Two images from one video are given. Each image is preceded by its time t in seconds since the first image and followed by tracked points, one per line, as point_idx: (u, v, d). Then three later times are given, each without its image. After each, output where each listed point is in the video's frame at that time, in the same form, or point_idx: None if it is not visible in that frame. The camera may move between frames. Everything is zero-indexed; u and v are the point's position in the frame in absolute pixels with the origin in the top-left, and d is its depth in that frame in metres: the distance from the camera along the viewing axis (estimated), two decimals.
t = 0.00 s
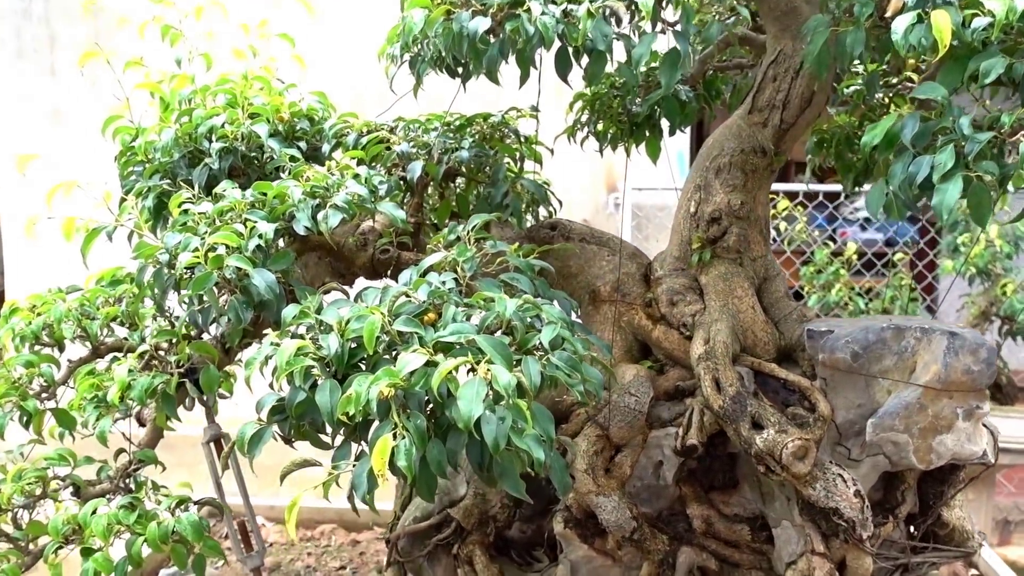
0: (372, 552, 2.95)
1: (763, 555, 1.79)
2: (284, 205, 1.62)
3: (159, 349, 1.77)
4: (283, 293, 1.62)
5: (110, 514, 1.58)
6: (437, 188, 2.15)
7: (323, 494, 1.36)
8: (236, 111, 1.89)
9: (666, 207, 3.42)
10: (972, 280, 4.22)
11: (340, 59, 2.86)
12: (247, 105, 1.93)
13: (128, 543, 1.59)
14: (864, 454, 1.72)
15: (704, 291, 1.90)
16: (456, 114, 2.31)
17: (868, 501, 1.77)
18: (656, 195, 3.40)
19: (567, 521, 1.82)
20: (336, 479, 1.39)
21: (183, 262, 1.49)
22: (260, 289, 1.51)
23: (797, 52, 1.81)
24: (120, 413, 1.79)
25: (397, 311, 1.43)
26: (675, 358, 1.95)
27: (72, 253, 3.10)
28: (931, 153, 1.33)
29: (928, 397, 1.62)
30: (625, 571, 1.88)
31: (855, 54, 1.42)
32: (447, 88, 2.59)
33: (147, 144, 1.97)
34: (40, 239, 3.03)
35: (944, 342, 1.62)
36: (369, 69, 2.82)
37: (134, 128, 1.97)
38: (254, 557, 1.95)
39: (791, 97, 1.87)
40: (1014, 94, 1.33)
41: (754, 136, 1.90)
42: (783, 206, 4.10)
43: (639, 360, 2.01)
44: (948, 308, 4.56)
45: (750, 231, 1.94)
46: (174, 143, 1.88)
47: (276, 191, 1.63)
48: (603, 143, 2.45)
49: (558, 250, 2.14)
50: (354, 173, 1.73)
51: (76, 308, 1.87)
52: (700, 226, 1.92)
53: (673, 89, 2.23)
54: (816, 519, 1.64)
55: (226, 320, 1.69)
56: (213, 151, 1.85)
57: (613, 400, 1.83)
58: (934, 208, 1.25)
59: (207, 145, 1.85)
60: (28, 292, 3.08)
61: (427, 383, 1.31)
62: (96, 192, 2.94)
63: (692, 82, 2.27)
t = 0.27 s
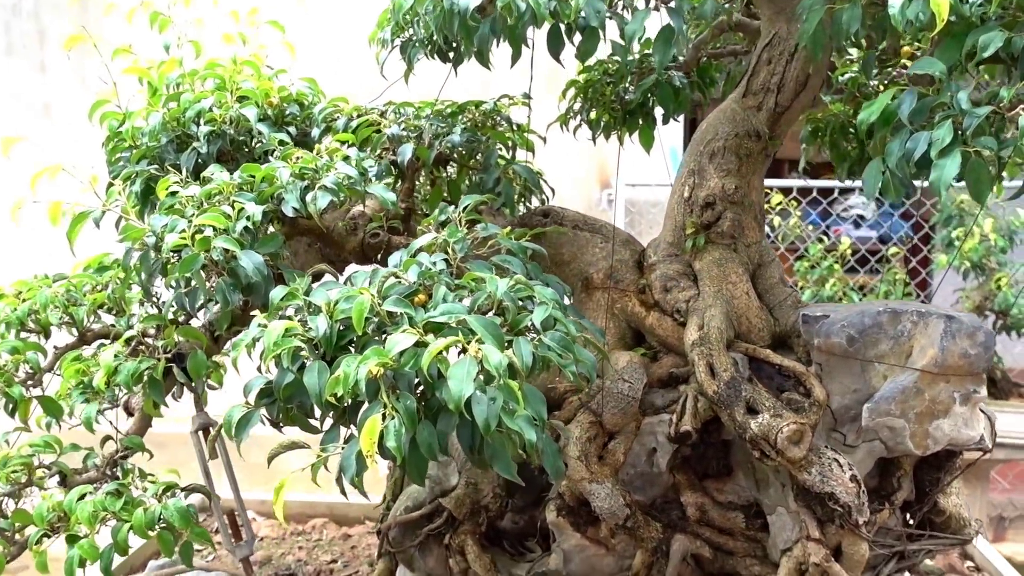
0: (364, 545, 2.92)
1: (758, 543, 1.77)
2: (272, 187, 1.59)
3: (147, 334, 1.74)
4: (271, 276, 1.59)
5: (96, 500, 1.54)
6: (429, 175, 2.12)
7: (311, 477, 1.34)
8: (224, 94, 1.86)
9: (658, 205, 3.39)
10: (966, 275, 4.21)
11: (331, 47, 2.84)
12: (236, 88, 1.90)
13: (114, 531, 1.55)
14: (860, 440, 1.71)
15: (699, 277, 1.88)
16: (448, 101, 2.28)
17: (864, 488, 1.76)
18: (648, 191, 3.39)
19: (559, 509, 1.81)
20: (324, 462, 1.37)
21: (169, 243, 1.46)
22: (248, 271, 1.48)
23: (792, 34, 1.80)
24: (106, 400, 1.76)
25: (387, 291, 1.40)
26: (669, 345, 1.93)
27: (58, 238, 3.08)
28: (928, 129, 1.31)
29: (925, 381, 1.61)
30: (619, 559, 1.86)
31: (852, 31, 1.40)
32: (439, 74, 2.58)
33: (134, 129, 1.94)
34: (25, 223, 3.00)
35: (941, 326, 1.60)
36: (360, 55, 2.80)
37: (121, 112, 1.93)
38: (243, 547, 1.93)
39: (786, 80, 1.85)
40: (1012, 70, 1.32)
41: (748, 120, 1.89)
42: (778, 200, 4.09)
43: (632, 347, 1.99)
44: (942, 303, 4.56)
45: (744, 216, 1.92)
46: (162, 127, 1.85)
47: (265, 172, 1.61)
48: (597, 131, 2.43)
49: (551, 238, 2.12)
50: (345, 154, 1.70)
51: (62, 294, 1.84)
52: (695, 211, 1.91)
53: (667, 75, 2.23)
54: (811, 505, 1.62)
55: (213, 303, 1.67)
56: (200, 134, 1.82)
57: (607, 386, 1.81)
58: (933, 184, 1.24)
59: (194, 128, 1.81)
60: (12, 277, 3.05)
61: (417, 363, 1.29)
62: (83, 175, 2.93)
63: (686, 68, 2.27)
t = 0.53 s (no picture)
0: (354, 539, 2.89)
1: (748, 532, 1.73)
2: (248, 167, 1.56)
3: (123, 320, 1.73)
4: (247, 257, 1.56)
5: (67, 489, 1.53)
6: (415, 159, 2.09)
7: (284, 462, 1.32)
8: (202, 74, 1.85)
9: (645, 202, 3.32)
10: (966, 267, 4.17)
11: (317, 31, 2.82)
12: (216, 69, 1.89)
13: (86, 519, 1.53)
14: (851, 425, 1.67)
15: (688, 261, 1.85)
16: (434, 85, 2.25)
17: (856, 475, 1.72)
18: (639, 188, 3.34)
19: (546, 497, 1.77)
20: (298, 446, 1.34)
21: (141, 222, 1.44)
22: (222, 252, 1.46)
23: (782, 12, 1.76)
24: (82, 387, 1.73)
25: (364, 271, 1.37)
26: (658, 331, 1.90)
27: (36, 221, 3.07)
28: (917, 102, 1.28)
29: (917, 364, 1.57)
30: (607, 549, 1.82)
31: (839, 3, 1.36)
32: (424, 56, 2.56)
33: (112, 111, 1.91)
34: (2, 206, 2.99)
35: (933, 308, 1.56)
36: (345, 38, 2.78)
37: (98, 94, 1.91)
38: (224, 537, 1.89)
39: (777, 59, 1.82)
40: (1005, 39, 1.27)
41: (738, 101, 1.86)
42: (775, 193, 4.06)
43: (621, 334, 1.95)
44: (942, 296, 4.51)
45: (735, 199, 1.89)
46: (139, 109, 1.82)
47: (241, 152, 1.59)
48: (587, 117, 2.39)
49: (538, 223, 2.08)
50: (324, 135, 1.67)
51: (37, 279, 1.81)
52: (684, 194, 1.88)
53: (657, 58, 2.22)
54: (802, 491, 1.57)
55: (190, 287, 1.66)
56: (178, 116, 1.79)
57: (593, 372, 1.78)
58: (920, 157, 1.21)
59: (171, 109, 1.79)
60: None
61: (391, 343, 1.25)
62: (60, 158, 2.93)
63: (675, 52, 2.26)
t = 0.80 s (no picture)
0: (338, 534, 2.83)
1: (737, 524, 1.69)
2: (216, 146, 1.50)
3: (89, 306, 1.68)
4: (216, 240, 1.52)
5: (28, 481, 1.47)
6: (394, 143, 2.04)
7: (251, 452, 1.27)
8: (172, 54, 1.79)
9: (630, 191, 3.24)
10: (958, 258, 4.14)
11: (295, 14, 2.77)
12: (187, 48, 1.84)
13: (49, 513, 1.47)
14: (842, 414, 1.62)
15: (675, 246, 1.80)
16: (415, 68, 2.20)
17: (847, 465, 1.67)
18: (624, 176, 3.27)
19: (529, 489, 1.71)
20: (266, 435, 1.29)
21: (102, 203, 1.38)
22: (187, 234, 1.40)
23: None
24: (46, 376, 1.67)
25: (335, 253, 1.32)
26: (644, 319, 1.85)
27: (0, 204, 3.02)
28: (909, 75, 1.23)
29: (909, 350, 1.52)
30: (592, 543, 1.77)
31: None
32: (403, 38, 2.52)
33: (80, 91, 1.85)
34: None
35: (926, 293, 1.52)
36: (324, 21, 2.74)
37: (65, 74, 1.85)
38: (197, 532, 1.84)
39: (765, 38, 1.78)
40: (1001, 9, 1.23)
41: (725, 82, 1.81)
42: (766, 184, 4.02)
43: (607, 322, 1.90)
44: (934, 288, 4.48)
45: (722, 182, 1.84)
46: (107, 90, 1.77)
47: (210, 131, 1.53)
48: (573, 102, 2.34)
49: (521, 209, 2.03)
50: (297, 114, 1.61)
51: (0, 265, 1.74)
52: (670, 177, 1.83)
53: (644, 41, 2.18)
54: (791, 482, 1.52)
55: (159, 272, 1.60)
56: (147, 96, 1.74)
57: (577, 360, 1.73)
58: (911, 132, 1.17)
59: (139, 88, 1.73)
60: None
61: (362, 327, 1.20)
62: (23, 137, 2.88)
63: (663, 34, 2.21)
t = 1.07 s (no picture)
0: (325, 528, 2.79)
1: (729, 516, 1.64)
2: (191, 127, 1.46)
3: (64, 292, 1.63)
4: (191, 224, 1.47)
5: None
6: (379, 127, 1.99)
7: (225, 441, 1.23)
8: (149, 33, 1.74)
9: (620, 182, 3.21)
10: (952, 249, 4.11)
11: None
12: (164, 28, 1.79)
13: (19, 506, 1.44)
14: (836, 402, 1.59)
15: (665, 231, 1.76)
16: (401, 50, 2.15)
17: (841, 455, 1.64)
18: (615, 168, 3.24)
19: (517, 480, 1.67)
20: (242, 423, 1.25)
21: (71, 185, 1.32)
22: (161, 217, 1.35)
23: None
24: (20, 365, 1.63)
25: (313, 235, 1.27)
26: (635, 306, 1.81)
27: None
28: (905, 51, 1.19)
29: (904, 337, 1.49)
30: (582, 535, 1.73)
31: None
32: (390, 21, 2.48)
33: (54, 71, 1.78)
34: None
35: (922, 278, 1.48)
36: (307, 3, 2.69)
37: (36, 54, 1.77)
38: (177, 525, 1.79)
39: (757, 19, 1.75)
40: None
41: (716, 63, 1.77)
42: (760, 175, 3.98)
43: (596, 309, 1.86)
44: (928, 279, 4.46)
45: (714, 166, 1.80)
46: (81, 71, 1.72)
47: (186, 111, 1.48)
48: (563, 87, 2.30)
49: (509, 195, 1.99)
50: (276, 95, 1.57)
51: None
52: (660, 160, 1.79)
53: (635, 24, 2.14)
54: (784, 471, 1.49)
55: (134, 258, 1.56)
56: (122, 77, 1.69)
57: (566, 348, 1.69)
58: (907, 108, 1.13)
59: (115, 69, 1.69)
60: None
61: (340, 312, 1.15)
62: None
63: (654, 16, 2.17)
